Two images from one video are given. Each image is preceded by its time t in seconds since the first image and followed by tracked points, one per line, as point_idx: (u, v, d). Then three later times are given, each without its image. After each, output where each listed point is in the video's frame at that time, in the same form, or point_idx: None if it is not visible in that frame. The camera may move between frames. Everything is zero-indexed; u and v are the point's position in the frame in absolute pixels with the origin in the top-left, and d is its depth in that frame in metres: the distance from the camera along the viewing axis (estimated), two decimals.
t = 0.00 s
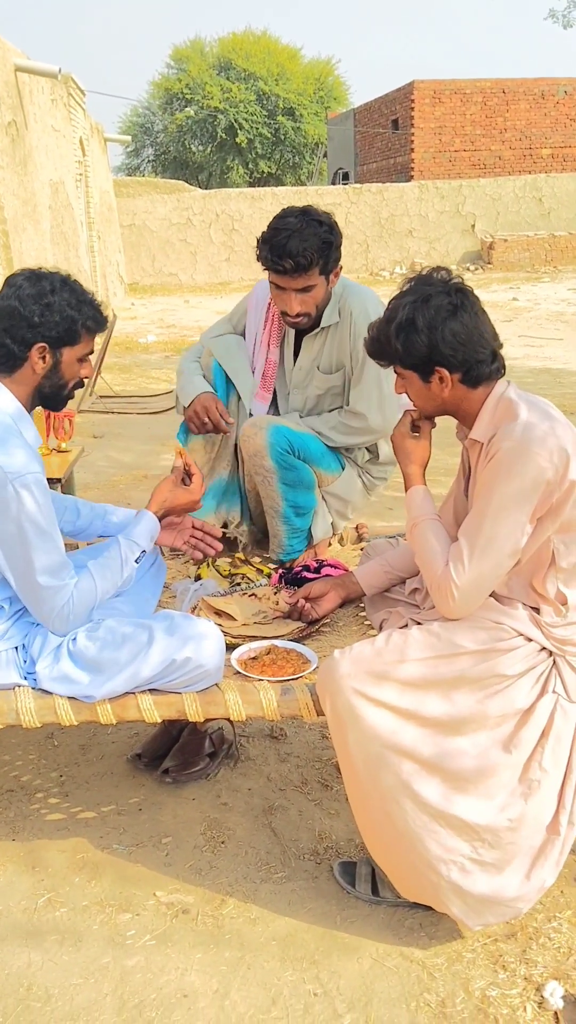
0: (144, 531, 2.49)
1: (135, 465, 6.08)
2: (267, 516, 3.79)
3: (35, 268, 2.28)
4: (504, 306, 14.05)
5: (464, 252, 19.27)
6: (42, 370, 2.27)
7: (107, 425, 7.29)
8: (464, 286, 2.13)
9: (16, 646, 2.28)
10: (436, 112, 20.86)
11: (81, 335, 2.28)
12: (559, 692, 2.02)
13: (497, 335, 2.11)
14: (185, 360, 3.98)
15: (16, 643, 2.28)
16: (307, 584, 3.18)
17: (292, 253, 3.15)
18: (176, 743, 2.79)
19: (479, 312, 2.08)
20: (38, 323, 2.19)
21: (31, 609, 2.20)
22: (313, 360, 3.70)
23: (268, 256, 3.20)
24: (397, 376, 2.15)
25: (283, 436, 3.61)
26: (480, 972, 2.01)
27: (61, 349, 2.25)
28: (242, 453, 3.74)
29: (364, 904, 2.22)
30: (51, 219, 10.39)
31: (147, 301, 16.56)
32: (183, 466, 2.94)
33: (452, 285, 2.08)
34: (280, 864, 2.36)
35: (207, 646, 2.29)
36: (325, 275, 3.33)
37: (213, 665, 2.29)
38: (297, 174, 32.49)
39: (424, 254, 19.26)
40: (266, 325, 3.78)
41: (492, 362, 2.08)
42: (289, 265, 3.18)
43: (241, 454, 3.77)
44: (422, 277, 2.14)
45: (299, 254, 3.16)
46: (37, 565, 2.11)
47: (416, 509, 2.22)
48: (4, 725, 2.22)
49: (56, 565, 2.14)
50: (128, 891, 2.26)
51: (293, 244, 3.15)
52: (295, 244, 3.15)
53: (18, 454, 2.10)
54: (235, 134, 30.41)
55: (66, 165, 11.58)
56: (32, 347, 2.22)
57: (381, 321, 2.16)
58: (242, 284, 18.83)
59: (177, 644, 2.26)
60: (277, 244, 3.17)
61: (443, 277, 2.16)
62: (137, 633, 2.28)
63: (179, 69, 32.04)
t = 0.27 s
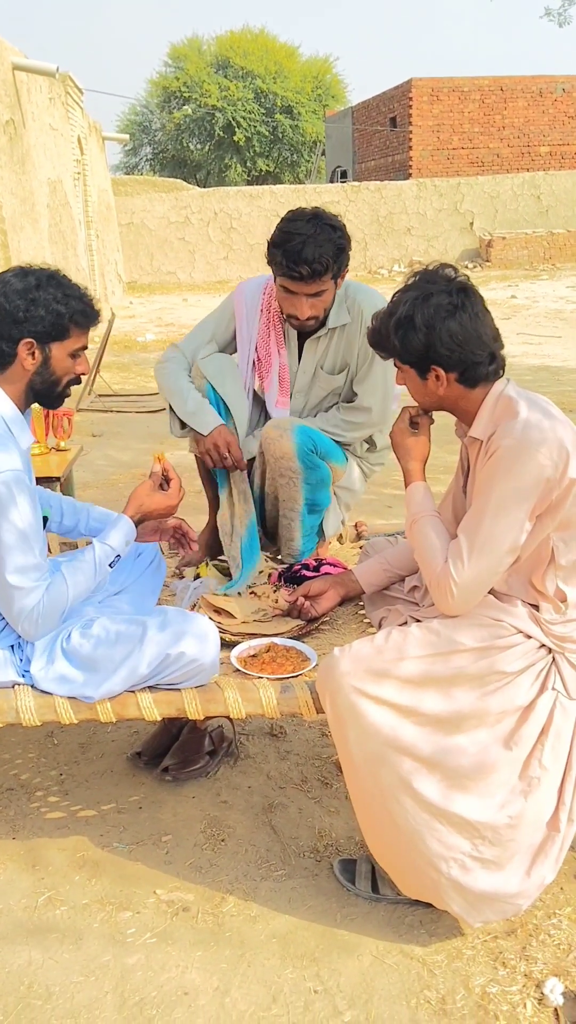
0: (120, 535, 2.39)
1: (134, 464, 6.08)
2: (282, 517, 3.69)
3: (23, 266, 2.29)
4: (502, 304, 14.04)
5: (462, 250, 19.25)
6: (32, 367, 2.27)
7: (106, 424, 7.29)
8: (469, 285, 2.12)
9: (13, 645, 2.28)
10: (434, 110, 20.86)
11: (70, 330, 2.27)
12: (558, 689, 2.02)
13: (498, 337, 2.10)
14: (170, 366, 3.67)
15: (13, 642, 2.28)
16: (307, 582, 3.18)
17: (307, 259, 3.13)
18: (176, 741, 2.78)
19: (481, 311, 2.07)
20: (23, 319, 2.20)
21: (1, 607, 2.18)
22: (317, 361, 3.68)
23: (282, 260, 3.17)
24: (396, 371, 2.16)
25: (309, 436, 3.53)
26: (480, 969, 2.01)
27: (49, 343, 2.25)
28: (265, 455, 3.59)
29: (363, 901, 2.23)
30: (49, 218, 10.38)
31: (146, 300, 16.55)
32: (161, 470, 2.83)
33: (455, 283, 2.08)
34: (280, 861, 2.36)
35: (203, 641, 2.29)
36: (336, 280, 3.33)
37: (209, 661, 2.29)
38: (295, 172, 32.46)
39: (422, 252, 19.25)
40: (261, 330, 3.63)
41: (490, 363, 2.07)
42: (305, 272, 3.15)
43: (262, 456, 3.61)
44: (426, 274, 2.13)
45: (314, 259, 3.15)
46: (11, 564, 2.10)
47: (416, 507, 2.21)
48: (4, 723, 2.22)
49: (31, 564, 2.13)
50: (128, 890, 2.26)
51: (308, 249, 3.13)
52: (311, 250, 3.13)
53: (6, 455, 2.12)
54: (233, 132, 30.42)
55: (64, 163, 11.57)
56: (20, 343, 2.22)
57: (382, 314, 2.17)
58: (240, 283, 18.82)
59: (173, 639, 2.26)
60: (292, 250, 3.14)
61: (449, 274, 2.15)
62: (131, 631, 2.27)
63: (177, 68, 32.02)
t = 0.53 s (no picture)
0: (136, 533, 2.44)
1: (133, 462, 6.08)
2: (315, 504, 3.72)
3: (12, 264, 2.26)
4: (501, 302, 14.03)
5: (461, 248, 19.24)
6: (50, 364, 2.28)
7: (105, 422, 7.29)
8: (468, 283, 2.13)
9: (17, 643, 2.30)
10: (432, 108, 20.85)
11: (76, 319, 2.28)
12: (558, 684, 2.02)
13: (497, 334, 2.09)
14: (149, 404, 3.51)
15: (17, 640, 2.30)
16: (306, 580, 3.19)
17: (269, 287, 3.04)
18: (176, 738, 2.79)
19: (479, 309, 2.07)
20: (33, 323, 2.20)
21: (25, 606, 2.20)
22: (297, 367, 3.63)
23: (244, 286, 3.07)
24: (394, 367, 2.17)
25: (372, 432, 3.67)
26: (480, 964, 2.02)
27: (62, 337, 2.26)
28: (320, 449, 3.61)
29: (364, 897, 2.23)
30: (48, 216, 10.37)
31: (145, 298, 16.53)
32: (172, 467, 2.78)
33: (454, 281, 2.09)
34: (281, 858, 2.37)
35: (207, 639, 2.29)
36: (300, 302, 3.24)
37: (213, 658, 2.30)
38: (293, 170, 32.42)
39: (421, 250, 19.25)
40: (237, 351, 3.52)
41: (486, 361, 2.07)
42: (267, 299, 3.07)
43: (315, 449, 3.63)
44: (426, 271, 2.14)
45: (278, 287, 3.05)
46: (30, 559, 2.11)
47: (416, 507, 2.22)
48: (5, 721, 2.23)
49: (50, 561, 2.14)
50: (129, 886, 2.27)
51: (270, 277, 3.03)
52: (274, 277, 3.04)
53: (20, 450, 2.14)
54: (232, 130, 30.42)
55: (62, 162, 11.56)
56: (35, 346, 2.23)
57: (382, 310, 2.18)
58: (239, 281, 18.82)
59: (176, 638, 2.26)
60: (253, 277, 3.05)
61: (449, 271, 2.15)
62: (134, 628, 2.27)
63: (175, 66, 31.98)
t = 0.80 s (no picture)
0: (152, 519, 2.47)
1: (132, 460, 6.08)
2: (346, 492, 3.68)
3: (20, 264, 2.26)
4: (499, 300, 14.04)
5: (459, 246, 19.24)
6: (68, 361, 2.30)
7: (104, 420, 7.29)
8: (460, 279, 2.14)
9: (20, 637, 2.31)
10: (430, 106, 20.84)
11: (92, 312, 2.29)
12: (557, 681, 2.02)
13: (490, 328, 2.11)
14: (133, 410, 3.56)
15: (19, 635, 2.30)
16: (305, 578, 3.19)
17: (237, 328, 3.03)
18: (176, 736, 2.79)
19: (473, 304, 2.08)
20: (51, 323, 2.21)
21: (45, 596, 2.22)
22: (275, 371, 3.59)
23: (212, 328, 3.07)
24: (392, 367, 2.16)
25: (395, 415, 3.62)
26: (480, 961, 2.02)
27: (79, 333, 2.27)
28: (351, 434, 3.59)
29: (364, 894, 2.24)
30: (46, 215, 10.37)
31: (144, 297, 16.52)
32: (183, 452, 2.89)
33: (447, 278, 2.10)
34: (281, 855, 2.37)
35: (208, 637, 2.30)
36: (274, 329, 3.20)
37: (213, 658, 2.30)
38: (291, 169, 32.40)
39: (419, 248, 19.25)
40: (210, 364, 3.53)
41: (484, 353, 2.08)
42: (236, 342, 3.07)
43: (345, 436, 3.60)
44: (417, 271, 2.15)
45: (245, 327, 3.04)
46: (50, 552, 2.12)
47: (413, 507, 2.22)
48: (5, 719, 2.23)
49: (70, 552, 2.15)
50: (129, 884, 2.27)
51: (236, 318, 3.01)
52: (241, 320, 3.02)
53: (41, 445, 2.12)
54: (230, 128, 30.42)
55: (60, 161, 11.55)
56: (54, 346, 2.25)
57: (375, 315, 2.18)
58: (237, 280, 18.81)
59: (178, 637, 2.26)
60: (221, 319, 3.03)
61: (438, 271, 2.17)
62: (136, 627, 2.28)
63: (172, 64, 31.95)
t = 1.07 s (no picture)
0: (159, 511, 2.47)
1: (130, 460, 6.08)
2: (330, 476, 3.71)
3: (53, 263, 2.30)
4: (497, 299, 14.06)
5: (457, 245, 19.25)
6: (66, 362, 2.28)
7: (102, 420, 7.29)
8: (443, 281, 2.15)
9: (20, 633, 2.30)
10: (428, 104, 20.83)
11: (99, 321, 2.27)
12: (556, 679, 2.02)
13: (477, 325, 2.13)
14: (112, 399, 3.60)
15: (20, 632, 2.30)
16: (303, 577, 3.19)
17: (231, 344, 3.06)
18: (175, 735, 2.79)
19: (460, 303, 2.09)
20: (54, 315, 2.21)
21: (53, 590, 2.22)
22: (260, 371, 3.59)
23: (206, 346, 3.11)
24: (385, 375, 2.16)
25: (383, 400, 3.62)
26: (479, 960, 2.02)
27: (81, 336, 2.25)
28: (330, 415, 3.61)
29: (363, 893, 2.24)
30: (44, 214, 10.36)
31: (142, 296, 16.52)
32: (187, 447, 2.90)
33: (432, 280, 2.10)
34: (280, 854, 2.37)
35: (208, 637, 2.29)
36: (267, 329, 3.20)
37: (213, 658, 2.30)
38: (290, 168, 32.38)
39: (417, 247, 19.24)
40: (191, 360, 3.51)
41: (477, 349, 2.09)
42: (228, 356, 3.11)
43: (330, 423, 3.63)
44: (400, 276, 2.16)
45: (239, 342, 3.06)
46: (57, 546, 2.13)
47: (413, 510, 2.22)
48: (4, 718, 2.23)
49: (76, 547, 2.15)
50: (129, 883, 2.27)
51: (229, 336, 3.04)
52: (234, 335, 3.03)
53: (46, 441, 2.12)
54: (228, 127, 30.40)
55: (58, 160, 11.53)
56: (53, 340, 2.23)
57: (364, 326, 2.18)
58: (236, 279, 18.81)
59: (179, 636, 2.26)
60: (214, 333, 3.04)
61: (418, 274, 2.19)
62: (137, 624, 2.28)
63: (170, 63, 31.92)
